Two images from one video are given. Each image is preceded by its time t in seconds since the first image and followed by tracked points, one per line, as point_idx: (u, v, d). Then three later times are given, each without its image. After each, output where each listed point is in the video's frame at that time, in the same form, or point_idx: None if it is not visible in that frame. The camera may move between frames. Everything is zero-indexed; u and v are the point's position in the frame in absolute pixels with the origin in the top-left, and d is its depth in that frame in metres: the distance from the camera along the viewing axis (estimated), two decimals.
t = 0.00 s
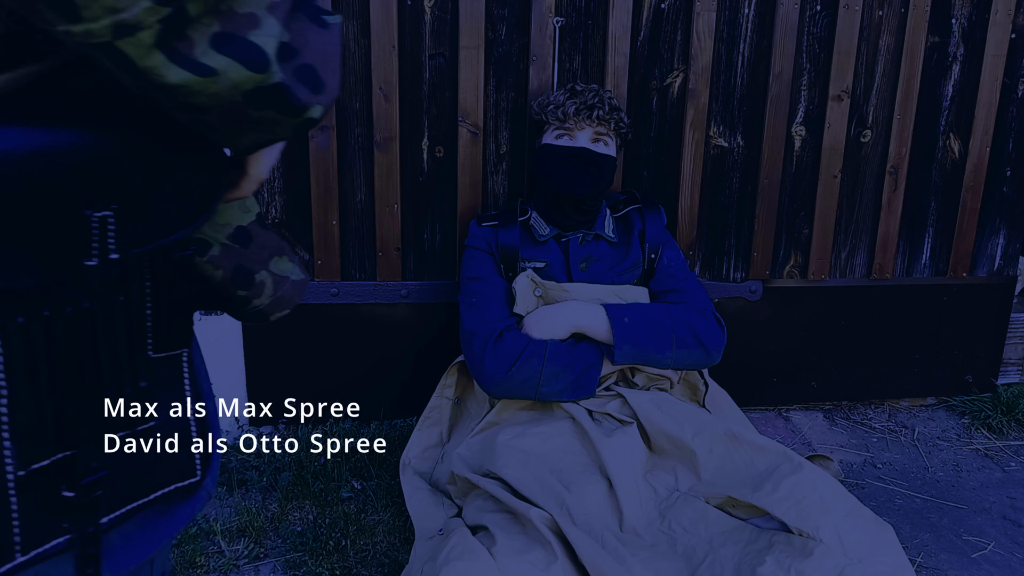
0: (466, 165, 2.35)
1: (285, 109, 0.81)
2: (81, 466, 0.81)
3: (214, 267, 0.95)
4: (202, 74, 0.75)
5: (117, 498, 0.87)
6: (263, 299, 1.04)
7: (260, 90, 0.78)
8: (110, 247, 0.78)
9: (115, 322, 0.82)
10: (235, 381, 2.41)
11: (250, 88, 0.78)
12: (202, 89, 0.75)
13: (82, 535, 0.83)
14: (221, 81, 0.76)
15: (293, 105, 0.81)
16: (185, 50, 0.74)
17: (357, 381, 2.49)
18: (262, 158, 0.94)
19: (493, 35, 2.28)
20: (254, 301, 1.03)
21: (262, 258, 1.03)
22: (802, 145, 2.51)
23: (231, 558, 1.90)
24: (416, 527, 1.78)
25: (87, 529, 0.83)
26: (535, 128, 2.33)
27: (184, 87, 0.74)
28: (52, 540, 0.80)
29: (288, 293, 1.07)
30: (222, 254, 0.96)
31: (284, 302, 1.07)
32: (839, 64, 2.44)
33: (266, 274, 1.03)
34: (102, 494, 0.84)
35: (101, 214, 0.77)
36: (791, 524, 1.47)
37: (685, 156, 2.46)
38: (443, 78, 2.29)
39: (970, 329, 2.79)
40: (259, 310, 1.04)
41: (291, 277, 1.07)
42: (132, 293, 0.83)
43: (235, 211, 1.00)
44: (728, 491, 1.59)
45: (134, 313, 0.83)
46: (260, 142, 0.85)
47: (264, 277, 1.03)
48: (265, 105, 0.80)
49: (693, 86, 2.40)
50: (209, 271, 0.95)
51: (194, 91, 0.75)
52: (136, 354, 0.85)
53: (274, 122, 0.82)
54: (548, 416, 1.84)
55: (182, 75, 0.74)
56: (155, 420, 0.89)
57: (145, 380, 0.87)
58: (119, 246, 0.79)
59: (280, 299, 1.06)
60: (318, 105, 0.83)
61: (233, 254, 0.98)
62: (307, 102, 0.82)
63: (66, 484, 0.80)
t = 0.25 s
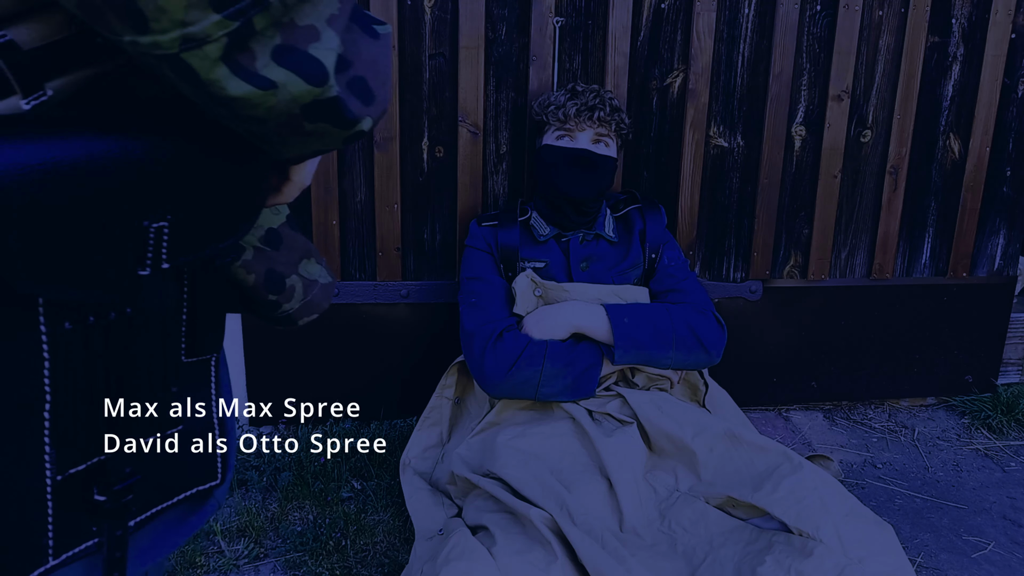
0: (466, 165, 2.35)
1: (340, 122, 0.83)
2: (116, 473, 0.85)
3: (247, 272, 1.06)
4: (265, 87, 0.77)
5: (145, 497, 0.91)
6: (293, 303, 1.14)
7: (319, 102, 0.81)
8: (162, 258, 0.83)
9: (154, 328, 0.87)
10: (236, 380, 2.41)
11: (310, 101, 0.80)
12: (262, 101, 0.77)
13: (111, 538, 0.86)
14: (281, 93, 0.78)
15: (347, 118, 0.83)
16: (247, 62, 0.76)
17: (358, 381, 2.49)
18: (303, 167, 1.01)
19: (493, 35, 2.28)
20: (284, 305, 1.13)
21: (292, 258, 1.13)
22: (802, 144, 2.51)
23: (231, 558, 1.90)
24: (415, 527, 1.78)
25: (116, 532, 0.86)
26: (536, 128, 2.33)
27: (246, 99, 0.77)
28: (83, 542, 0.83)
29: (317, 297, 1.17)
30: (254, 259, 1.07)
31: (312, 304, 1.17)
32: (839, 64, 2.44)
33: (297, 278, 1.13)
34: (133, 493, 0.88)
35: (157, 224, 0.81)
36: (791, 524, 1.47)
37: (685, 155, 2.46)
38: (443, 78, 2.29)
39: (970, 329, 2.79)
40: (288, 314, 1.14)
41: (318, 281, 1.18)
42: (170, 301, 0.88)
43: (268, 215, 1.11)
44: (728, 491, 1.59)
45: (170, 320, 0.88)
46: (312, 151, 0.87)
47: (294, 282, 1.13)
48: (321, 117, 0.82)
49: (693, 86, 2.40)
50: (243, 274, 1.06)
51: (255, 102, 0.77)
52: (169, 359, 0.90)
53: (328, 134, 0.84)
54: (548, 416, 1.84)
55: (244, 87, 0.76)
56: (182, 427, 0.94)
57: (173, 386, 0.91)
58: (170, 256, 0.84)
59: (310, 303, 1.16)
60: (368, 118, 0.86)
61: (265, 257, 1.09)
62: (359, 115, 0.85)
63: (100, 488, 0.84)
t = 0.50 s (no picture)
0: (466, 165, 2.35)
1: (364, 132, 0.86)
2: (120, 483, 0.89)
3: (258, 278, 1.11)
4: (293, 94, 0.79)
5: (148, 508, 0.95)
6: (303, 309, 1.18)
7: (344, 112, 0.83)
8: (179, 269, 0.87)
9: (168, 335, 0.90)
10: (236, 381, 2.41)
11: (335, 109, 0.83)
12: (289, 108, 0.80)
13: (110, 548, 0.90)
14: (309, 101, 0.81)
15: (372, 127, 0.87)
16: (277, 69, 0.78)
17: (358, 381, 2.49)
18: (319, 178, 1.04)
19: (493, 35, 2.28)
20: (294, 312, 1.17)
21: (304, 264, 1.18)
22: (802, 144, 2.51)
23: (231, 558, 1.90)
24: (416, 527, 1.78)
25: (116, 543, 0.91)
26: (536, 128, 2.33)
27: (273, 106, 0.79)
28: (83, 554, 0.88)
29: (326, 304, 1.21)
30: (265, 266, 1.12)
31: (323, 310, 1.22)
32: (839, 64, 2.44)
33: (308, 286, 1.18)
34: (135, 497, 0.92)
35: (176, 236, 0.85)
36: (791, 524, 1.47)
37: (684, 156, 2.46)
38: (444, 78, 2.29)
39: (970, 329, 2.79)
40: (297, 320, 1.18)
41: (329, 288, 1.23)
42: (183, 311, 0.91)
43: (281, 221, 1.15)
44: (728, 492, 1.59)
45: (182, 329, 0.92)
46: (334, 160, 0.90)
47: (305, 289, 1.18)
48: (345, 126, 0.85)
49: (693, 86, 2.40)
50: (254, 281, 1.12)
51: (281, 109, 0.80)
52: (179, 364, 0.93)
53: (350, 143, 0.87)
54: (549, 416, 1.84)
55: (273, 93, 0.78)
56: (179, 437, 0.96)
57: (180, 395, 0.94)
58: (186, 268, 0.88)
59: (318, 310, 1.21)
60: (391, 127, 0.89)
61: (277, 263, 1.13)
62: (383, 125, 0.88)
63: (101, 498, 0.88)
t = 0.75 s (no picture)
0: (466, 165, 2.35)
1: (338, 134, 0.87)
2: (90, 484, 0.89)
3: (241, 281, 1.07)
4: (261, 95, 0.80)
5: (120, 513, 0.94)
6: (288, 312, 1.15)
7: (316, 113, 0.84)
8: (147, 270, 0.88)
9: (138, 337, 0.90)
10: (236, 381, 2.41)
11: (307, 112, 0.84)
12: (258, 109, 0.81)
13: (82, 548, 0.89)
14: (278, 102, 0.81)
15: (348, 132, 0.88)
16: (246, 70, 0.79)
17: (358, 381, 2.49)
18: (301, 182, 1.05)
19: (493, 35, 2.28)
20: (279, 315, 1.14)
21: (293, 266, 1.15)
22: (802, 144, 2.51)
23: (231, 558, 1.90)
24: (416, 527, 1.78)
25: (87, 543, 0.90)
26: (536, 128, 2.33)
27: (240, 107, 0.80)
28: (51, 554, 0.87)
29: (313, 307, 1.18)
30: (250, 269, 1.07)
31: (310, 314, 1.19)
32: (839, 64, 2.44)
33: (294, 288, 1.15)
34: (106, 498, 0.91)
35: (143, 238, 0.86)
36: (791, 524, 1.47)
37: (684, 156, 2.46)
38: (444, 78, 2.29)
39: (970, 329, 2.79)
40: (283, 323, 1.15)
41: (316, 291, 1.20)
42: (157, 312, 0.92)
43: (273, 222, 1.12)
44: (728, 492, 1.59)
45: (157, 330, 0.92)
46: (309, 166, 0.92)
47: (291, 292, 1.15)
48: (318, 128, 0.86)
49: (693, 86, 2.40)
50: (236, 284, 1.06)
51: (250, 110, 0.80)
52: (155, 368, 0.94)
53: (325, 145, 0.88)
54: (549, 416, 1.84)
55: (240, 94, 0.79)
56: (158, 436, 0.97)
57: (156, 399, 0.95)
58: (154, 270, 0.89)
59: (305, 314, 1.18)
60: (369, 130, 0.91)
61: (263, 266, 1.09)
62: (359, 128, 0.89)
63: (73, 498, 0.88)
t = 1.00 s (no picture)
0: (466, 165, 2.35)
1: (240, 90, 0.82)
2: (34, 454, 0.82)
3: (201, 258, 0.95)
4: (142, 48, 0.74)
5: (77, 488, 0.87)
6: (258, 293, 1.01)
7: (206, 67, 0.78)
8: (65, 237, 0.80)
9: (79, 313, 0.83)
10: (235, 381, 2.41)
11: (199, 65, 0.78)
12: (143, 63, 0.75)
13: (33, 521, 0.83)
14: (165, 55, 0.76)
15: (250, 87, 0.82)
16: (125, 22, 0.73)
17: (358, 380, 2.49)
18: (236, 144, 0.94)
19: (493, 35, 2.28)
20: (247, 295, 1.00)
21: (269, 246, 1.02)
22: (802, 144, 2.51)
23: (231, 558, 1.90)
24: (416, 527, 1.78)
25: (37, 516, 0.83)
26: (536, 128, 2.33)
27: (121, 61, 0.74)
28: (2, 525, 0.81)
29: (285, 286, 1.03)
30: (211, 246, 0.95)
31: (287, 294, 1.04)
32: (839, 64, 2.44)
33: (262, 266, 1.01)
34: (58, 483, 0.85)
35: (53, 203, 0.78)
36: (792, 524, 1.47)
37: (684, 156, 2.46)
38: (443, 78, 2.29)
39: (970, 329, 2.79)
40: (253, 305, 1.01)
41: (292, 270, 1.04)
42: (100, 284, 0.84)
43: (244, 200, 0.99)
44: (729, 492, 1.59)
45: (102, 303, 0.85)
46: (221, 128, 0.86)
47: (259, 270, 1.00)
48: (218, 82, 0.80)
49: (693, 86, 2.40)
50: (197, 262, 0.94)
51: (134, 65, 0.75)
52: (103, 344, 0.86)
53: (229, 102, 0.83)
54: (549, 416, 1.84)
55: (119, 47, 0.73)
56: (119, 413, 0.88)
57: (109, 371, 0.87)
58: (76, 237, 0.80)
59: (278, 293, 1.03)
60: (280, 88, 0.84)
61: (228, 244, 0.97)
62: (265, 83, 0.83)
63: (18, 469, 0.81)
